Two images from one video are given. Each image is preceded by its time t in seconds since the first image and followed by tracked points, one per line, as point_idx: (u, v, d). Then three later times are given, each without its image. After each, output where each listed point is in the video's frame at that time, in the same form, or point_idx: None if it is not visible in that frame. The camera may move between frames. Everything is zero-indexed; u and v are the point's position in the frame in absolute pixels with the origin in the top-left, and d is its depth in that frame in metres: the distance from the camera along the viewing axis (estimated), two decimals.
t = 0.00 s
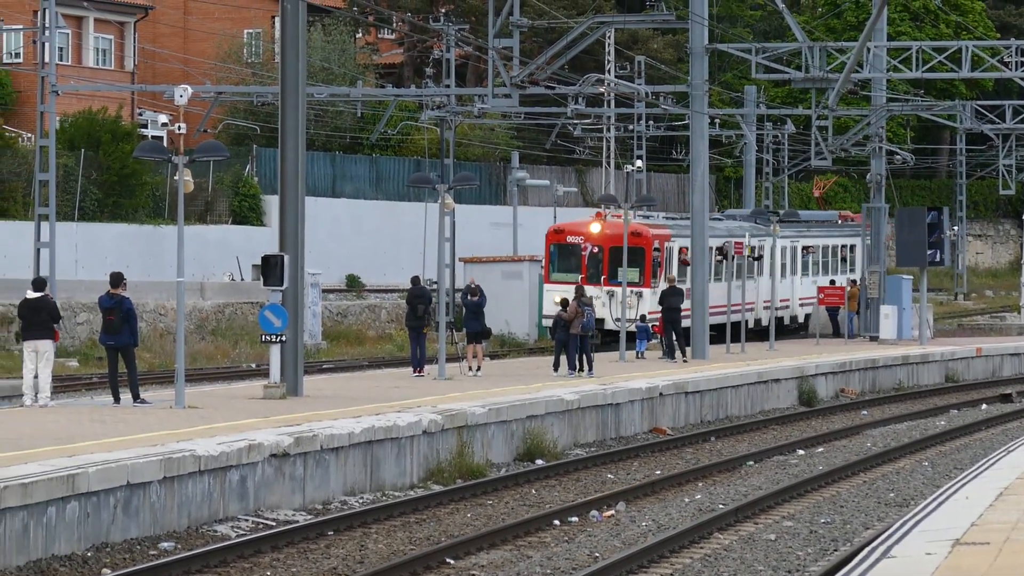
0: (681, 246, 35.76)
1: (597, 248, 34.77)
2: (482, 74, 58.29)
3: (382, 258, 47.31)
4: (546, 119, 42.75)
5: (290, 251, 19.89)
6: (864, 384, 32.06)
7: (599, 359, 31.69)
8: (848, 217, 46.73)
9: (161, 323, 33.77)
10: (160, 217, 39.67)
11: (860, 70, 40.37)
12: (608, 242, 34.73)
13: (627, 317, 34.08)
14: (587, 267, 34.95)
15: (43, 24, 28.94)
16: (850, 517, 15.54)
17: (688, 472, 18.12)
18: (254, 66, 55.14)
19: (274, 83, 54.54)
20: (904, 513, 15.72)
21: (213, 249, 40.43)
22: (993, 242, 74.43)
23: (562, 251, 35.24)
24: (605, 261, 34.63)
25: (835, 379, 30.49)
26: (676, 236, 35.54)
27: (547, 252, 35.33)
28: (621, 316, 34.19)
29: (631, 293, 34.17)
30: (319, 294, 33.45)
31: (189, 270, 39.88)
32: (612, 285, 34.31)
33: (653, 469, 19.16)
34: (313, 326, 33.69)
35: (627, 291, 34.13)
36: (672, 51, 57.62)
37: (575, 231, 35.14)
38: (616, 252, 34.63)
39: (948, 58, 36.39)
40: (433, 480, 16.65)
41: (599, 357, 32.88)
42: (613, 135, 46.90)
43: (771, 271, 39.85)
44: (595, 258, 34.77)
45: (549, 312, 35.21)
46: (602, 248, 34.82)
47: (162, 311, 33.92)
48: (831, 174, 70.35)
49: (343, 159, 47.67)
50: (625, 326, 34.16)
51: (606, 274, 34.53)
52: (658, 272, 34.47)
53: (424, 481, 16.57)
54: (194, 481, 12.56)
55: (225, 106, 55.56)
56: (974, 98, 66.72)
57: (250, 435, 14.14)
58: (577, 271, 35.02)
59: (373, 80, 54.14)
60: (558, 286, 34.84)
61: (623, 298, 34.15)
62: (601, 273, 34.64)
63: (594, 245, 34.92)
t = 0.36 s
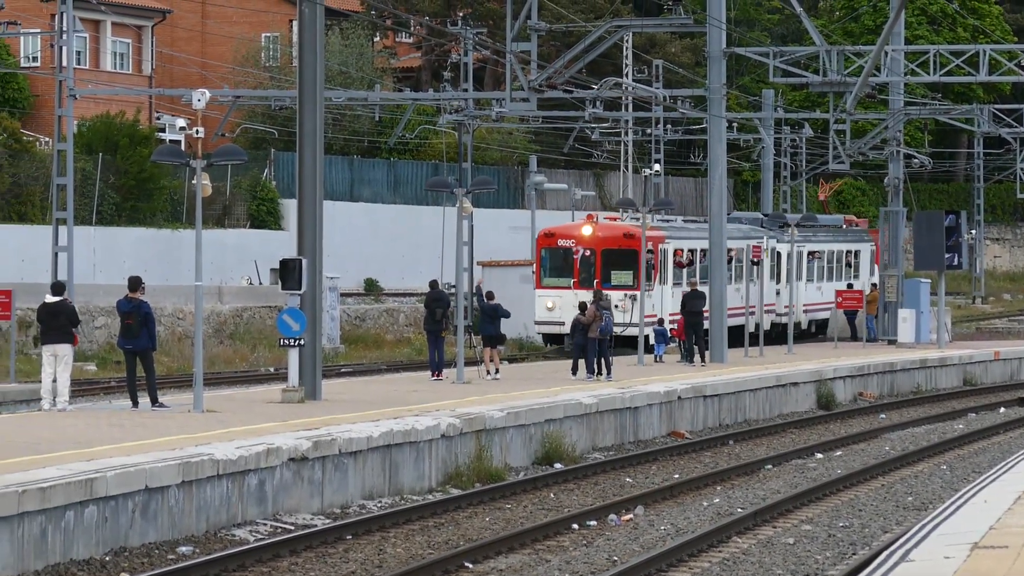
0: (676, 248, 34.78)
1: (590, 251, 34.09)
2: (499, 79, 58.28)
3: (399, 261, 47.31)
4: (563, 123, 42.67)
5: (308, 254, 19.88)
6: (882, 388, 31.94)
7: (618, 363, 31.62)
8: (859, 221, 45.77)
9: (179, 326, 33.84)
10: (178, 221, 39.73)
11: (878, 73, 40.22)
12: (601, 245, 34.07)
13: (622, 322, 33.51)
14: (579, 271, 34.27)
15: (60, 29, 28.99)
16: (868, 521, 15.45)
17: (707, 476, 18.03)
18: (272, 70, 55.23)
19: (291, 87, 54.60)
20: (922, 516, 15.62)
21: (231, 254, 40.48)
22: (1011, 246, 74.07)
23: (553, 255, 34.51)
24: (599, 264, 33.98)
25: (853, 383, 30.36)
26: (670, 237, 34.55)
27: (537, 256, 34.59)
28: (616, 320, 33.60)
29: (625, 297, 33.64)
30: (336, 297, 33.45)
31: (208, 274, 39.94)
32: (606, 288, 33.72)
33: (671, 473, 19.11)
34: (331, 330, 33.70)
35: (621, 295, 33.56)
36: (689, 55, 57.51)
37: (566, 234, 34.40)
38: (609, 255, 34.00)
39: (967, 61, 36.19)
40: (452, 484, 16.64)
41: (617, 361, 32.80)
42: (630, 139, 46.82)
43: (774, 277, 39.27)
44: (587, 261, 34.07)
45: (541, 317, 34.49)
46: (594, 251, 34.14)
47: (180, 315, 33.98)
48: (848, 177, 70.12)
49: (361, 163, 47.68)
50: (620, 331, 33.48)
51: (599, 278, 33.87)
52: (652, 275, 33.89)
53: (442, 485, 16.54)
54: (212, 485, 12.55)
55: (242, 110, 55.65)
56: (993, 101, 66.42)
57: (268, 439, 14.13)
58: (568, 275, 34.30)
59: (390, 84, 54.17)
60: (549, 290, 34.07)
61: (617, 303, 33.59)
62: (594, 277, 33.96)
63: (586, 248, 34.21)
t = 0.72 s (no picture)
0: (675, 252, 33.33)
1: (584, 256, 32.49)
2: (519, 84, 58.35)
3: (419, 267, 47.37)
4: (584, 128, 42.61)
5: (329, 259, 19.90)
6: (902, 394, 31.79)
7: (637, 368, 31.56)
8: (865, 226, 45.72)
9: (200, 331, 33.91)
10: (199, 226, 39.82)
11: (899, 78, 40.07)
12: (596, 249, 32.42)
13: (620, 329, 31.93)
14: (574, 276, 32.68)
15: (81, 34, 29.05)
16: (888, 526, 15.37)
17: (727, 481, 17.97)
18: (292, 75, 55.35)
19: (312, 92, 54.73)
20: (943, 522, 15.53)
21: (251, 259, 40.56)
22: None
23: (548, 259, 33.02)
24: (594, 270, 32.40)
25: (873, 389, 30.24)
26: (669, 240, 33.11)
27: (531, 262, 33.15)
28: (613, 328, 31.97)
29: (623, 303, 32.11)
30: (356, 302, 33.45)
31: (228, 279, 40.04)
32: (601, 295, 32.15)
33: (691, 478, 19.04)
34: (350, 335, 33.70)
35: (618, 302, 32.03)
36: (709, 60, 57.49)
37: (560, 238, 32.81)
38: (604, 260, 32.35)
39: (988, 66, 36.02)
40: (472, 489, 16.63)
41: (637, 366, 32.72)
42: (650, 144, 46.76)
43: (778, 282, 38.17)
44: (582, 266, 32.49)
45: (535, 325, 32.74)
46: (590, 255, 32.52)
47: (200, 320, 34.03)
48: (868, 183, 69.94)
49: (381, 169, 47.71)
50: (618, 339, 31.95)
51: (595, 284, 32.31)
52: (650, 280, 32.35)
53: (462, 490, 16.53)
54: (233, 489, 12.57)
55: (263, 116, 55.80)
56: (1014, 106, 66.17)
57: (288, 444, 14.14)
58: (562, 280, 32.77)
59: (411, 89, 54.22)
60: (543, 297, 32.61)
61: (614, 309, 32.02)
62: (589, 283, 32.40)
63: (581, 252, 32.60)
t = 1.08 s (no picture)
0: (668, 256, 32.88)
1: (575, 258, 32.14)
2: (535, 86, 58.35)
3: (433, 270, 47.38)
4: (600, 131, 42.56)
5: (344, 261, 19.93)
6: (918, 396, 31.70)
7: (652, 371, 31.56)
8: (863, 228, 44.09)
9: (216, 334, 33.94)
10: (214, 228, 39.87)
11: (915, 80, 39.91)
12: (587, 252, 32.07)
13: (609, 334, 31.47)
14: (565, 279, 32.38)
15: (96, 37, 29.10)
16: (904, 529, 15.31)
17: (742, 484, 17.93)
18: (308, 78, 55.41)
19: (327, 95, 54.80)
20: (959, 525, 15.46)
21: (267, 261, 40.64)
22: None
23: (538, 261, 32.76)
24: (584, 272, 32.00)
25: (889, 392, 30.14)
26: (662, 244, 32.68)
27: (522, 263, 32.92)
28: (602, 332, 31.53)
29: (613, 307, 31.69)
30: (371, 304, 33.48)
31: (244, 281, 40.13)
32: (591, 298, 31.79)
33: (707, 481, 19.01)
34: (366, 336, 33.71)
35: (608, 305, 31.62)
36: (725, 63, 57.39)
37: (552, 240, 32.55)
38: (595, 263, 31.94)
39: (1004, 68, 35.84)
40: (487, 491, 16.61)
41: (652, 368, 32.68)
42: (666, 147, 46.64)
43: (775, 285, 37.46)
44: (573, 268, 32.15)
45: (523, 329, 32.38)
46: (580, 258, 32.17)
47: (216, 322, 34.11)
48: (884, 186, 69.73)
49: (395, 171, 47.75)
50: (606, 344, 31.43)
51: (584, 286, 31.93)
52: (643, 284, 31.86)
53: (478, 492, 16.52)
54: (249, 492, 12.58)
55: (278, 118, 55.87)
56: None
57: (304, 447, 14.15)
58: (554, 283, 32.49)
59: (426, 92, 54.25)
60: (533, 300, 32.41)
61: (604, 313, 31.63)
62: (579, 286, 32.03)
63: (572, 255, 32.28)
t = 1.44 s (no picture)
0: (665, 255, 31.52)
1: (568, 257, 30.80)
2: (555, 85, 58.35)
3: (454, 269, 47.42)
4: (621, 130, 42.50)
5: (365, 261, 19.95)
6: (939, 397, 31.57)
7: (673, 370, 31.52)
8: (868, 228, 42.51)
9: (236, 334, 34.02)
10: (235, 228, 39.98)
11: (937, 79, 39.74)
12: (581, 251, 30.72)
13: (603, 335, 30.27)
14: (557, 278, 31.00)
15: (118, 37, 29.12)
16: (926, 528, 15.24)
17: (763, 484, 17.89)
18: (328, 78, 55.51)
19: (348, 95, 54.90)
20: (981, 525, 15.38)
21: (288, 260, 40.74)
22: None
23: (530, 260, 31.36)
24: (577, 272, 30.65)
25: (910, 391, 30.01)
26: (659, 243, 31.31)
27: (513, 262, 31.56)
28: (595, 334, 30.29)
29: (606, 308, 30.37)
30: (392, 304, 33.51)
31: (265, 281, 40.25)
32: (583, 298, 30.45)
33: (728, 481, 18.96)
34: (387, 336, 33.74)
35: (601, 306, 30.29)
36: (746, 62, 57.29)
37: (545, 238, 31.19)
38: (588, 262, 30.62)
39: None
40: (508, 491, 16.61)
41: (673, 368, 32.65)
42: (686, 146, 46.55)
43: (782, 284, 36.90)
44: (565, 268, 30.80)
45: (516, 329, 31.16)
46: (573, 257, 30.83)
47: (237, 321, 34.20)
48: (905, 185, 69.49)
49: (416, 171, 47.79)
50: (600, 346, 30.22)
51: (577, 286, 30.64)
52: (637, 284, 30.44)
53: (498, 492, 16.52)
54: (270, 491, 12.60)
55: (299, 118, 55.98)
56: None
57: (325, 446, 14.17)
58: (546, 283, 31.15)
59: (447, 91, 54.32)
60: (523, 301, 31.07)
61: (597, 314, 30.35)
62: (572, 286, 30.71)
63: (565, 253, 30.93)
